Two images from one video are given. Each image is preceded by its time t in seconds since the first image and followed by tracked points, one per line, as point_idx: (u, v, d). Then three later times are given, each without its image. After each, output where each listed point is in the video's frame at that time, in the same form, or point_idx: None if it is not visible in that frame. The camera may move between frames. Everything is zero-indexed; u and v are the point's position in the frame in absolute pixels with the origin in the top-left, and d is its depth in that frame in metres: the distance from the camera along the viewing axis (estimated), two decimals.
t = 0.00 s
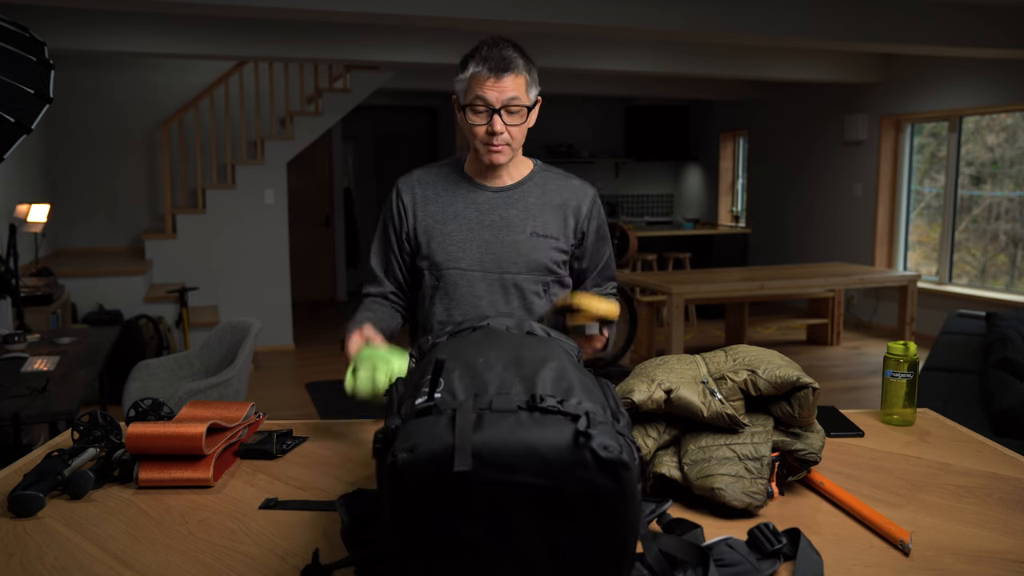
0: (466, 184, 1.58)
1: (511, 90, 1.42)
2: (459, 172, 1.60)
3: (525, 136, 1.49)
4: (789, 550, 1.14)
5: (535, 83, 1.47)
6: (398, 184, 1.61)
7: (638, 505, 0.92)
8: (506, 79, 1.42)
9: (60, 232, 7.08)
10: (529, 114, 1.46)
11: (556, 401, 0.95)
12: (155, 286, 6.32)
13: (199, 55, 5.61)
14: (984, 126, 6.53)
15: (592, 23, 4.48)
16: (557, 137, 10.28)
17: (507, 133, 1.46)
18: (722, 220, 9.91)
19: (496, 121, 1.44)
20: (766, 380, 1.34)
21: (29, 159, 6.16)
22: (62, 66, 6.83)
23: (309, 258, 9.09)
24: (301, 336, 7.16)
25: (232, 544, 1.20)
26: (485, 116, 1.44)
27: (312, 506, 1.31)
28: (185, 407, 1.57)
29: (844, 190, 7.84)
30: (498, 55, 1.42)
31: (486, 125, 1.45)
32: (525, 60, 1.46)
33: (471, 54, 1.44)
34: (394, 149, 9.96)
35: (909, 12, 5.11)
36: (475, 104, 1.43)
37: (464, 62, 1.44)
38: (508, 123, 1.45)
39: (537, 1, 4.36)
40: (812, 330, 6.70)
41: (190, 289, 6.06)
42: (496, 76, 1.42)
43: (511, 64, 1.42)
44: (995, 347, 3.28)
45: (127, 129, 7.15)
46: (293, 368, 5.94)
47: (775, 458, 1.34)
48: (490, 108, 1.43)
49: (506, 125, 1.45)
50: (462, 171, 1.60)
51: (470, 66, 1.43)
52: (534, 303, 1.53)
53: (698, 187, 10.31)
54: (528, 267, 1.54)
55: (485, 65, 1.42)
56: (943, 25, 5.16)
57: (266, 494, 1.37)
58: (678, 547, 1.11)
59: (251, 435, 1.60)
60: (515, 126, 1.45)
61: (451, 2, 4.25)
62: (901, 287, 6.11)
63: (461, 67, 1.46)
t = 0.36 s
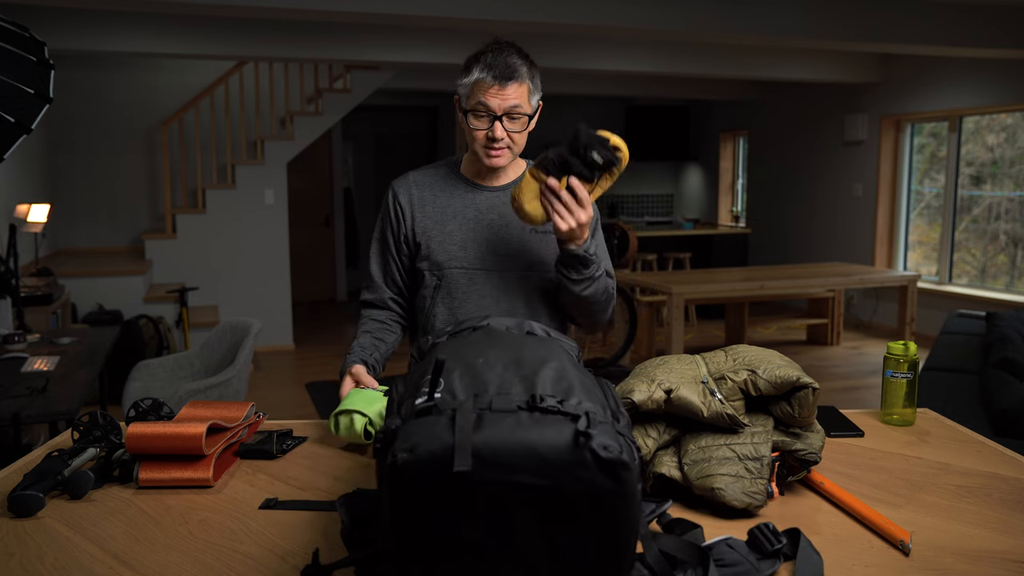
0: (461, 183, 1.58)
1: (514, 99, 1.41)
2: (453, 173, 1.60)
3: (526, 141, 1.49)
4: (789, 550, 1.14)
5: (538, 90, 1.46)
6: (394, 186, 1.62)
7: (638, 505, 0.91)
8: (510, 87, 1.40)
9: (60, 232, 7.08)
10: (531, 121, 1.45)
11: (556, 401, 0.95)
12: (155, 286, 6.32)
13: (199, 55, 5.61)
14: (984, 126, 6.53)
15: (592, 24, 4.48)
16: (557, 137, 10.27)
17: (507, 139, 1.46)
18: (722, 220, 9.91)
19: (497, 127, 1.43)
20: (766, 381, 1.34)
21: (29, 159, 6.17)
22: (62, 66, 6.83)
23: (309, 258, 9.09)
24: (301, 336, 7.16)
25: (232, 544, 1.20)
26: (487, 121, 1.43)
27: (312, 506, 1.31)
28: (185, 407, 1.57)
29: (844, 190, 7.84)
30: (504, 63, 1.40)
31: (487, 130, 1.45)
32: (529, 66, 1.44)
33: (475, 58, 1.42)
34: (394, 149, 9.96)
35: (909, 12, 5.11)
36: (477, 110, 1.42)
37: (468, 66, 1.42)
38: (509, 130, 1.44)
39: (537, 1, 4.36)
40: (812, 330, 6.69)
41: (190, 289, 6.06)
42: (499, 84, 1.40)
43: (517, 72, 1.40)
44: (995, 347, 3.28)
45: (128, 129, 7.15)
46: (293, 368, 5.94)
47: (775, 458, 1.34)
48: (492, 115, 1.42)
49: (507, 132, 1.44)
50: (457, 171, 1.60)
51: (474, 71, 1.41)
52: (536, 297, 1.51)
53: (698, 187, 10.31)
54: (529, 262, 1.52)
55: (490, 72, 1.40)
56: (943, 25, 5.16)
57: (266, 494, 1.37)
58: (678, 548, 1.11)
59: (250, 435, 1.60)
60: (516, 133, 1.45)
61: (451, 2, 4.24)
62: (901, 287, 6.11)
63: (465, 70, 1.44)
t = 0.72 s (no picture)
0: (459, 185, 1.58)
1: (500, 86, 1.41)
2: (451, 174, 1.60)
3: (517, 133, 1.49)
4: (789, 550, 1.14)
5: (526, 80, 1.46)
6: (394, 188, 1.63)
7: (638, 505, 0.91)
8: (495, 75, 1.41)
9: (60, 232, 7.08)
10: (520, 109, 1.45)
11: (556, 402, 0.95)
12: (155, 286, 6.32)
13: (199, 55, 5.61)
14: (984, 126, 6.53)
15: (592, 23, 4.48)
16: (558, 137, 10.28)
17: (497, 129, 1.45)
18: (722, 220, 9.91)
19: (486, 117, 1.43)
20: (766, 380, 1.34)
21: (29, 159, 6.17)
22: (62, 66, 6.83)
23: (309, 258, 9.09)
24: (301, 336, 7.16)
25: (232, 544, 1.20)
26: (476, 112, 1.43)
27: (312, 506, 1.31)
28: (185, 407, 1.57)
29: (843, 190, 7.84)
30: (488, 52, 1.42)
31: (477, 121, 1.45)
32: (515, 56, 1.45)
33: (461, 52, 1.44)
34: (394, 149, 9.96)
35: (909, 12, 5.11)
36: (465, 101, 1.43)
37: (454, 60, 1.44)
38: (498, 119, 1.44)
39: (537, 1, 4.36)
40: (812, 330, 6.69)
41: (190, 289, 6.06)
42: (484, 73, 1.41)
43: (501, 60, 1.41)
44: (995, 347, 3.28)
45: (127, 129, 7.14)
46: (293, 368, 5.94)
47: (775, 458, 1.34)
48: (480, 105, 1.42)
49: (496, 121, 1.44)
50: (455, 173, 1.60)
51: (459, 64, 1.43)
52: (535, 297, 1.50)
53: (698, 187, 10.31)
54: (527, 262, 1.51)
55: (474, 62, 1.41)
56: (943, 25, 5.16)
57: (266, 494, 1.37)
58: (679, 547, 1.11)
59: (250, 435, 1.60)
60: (505, 123, 1.45)
61: (451, 2, 4.24)
62: (901, 287, 6.11)
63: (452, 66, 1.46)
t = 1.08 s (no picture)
0: (461, 184, 1.57)
1: (495, 79, 1.42)
2: (454, 173, 1.60)
3: (515, 127, 1.48)
4: (789, 550, 1.14)
5: (521, 74, 1.46)
6: (398, 189, 1.63)
7: (638, 505, 0.92)
8: (489, 68, 1.41)
9: (60, 232, 7.08)
10: (517, 102, 1.44)
11: (556, 401, 0.95)
12: (155, 286, 6.32)
13: (200, 55, 5.61)
14: (984, 126, 6.53)
15: (592, 23, 4.48)
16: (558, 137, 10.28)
17: (495, 124, 1.45)
18: (722, 220, 9.91)
19: (483, 112, 1.43)
20: (766, 380, 1.34)
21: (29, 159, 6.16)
22: (62, 66, 6.83)
23: (309, 258, 9.10)
24: (301, 336, 7.16)
25: (232, 544, 1.20)
26: (472, 107, 1.43)
27: (312, 506, 1.31)
28: (185, 407, 1.57)
29: (843, 190, 7.84)
30: (480, 47, 1.43)
31: (474, 117, 1.45)
32: (509, 52, 1.45)
33: (455, 51, 1.44)
34: (394, 150, 9.96)
35: (909, 12, 5.11)
36: (462, 97, 1.43)
37: (448, 59, 1.45)
38: (495, 113, 1.43)
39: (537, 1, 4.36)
40: (812, 330, 6.69)
41: (190, 289, 6.06)
42: (477, 67, 1.41)
43: (493, 54, 1.42)
44: (995, 347, 3.28)
45: (128, 128, 7.14)
46: (293, 368, 5.94)
47: (775, 458, 1.34)
48: (475, 100, 1.42)
49: (494, 115, 1.44)
50: (458, 172, 1.60)
51: (453, 62, 1.44)
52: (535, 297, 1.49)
53: (698, 187, 10.31)
54: (526, 261, 1.50)
55: (467, 58, 1.42)
56: (943, 25, 5.16)
57: (266, 494, 1.37)
58: (679, 548, 1.10)
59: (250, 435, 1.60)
60: (502, 116, 1.44)
61: (451, 2, 4.24)
62: (901, 287, 6.11)
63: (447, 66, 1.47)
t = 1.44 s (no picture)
0: (465, 185, 1.57)
1: (490, 75, 1.42)
2: (458, 174, 1.59)
3: (513, 123, 1.48)
4: (789, 550, 1.14)
5: (518, 72, 1.47)
6: (400, 190, 1.62)
7: (638, 505, 0.92)
8: (483, 64, 1.42)
9: (60, 232, 7.08)
10: (512, 98, 1.45)
11: (555, 402, 0.95)
12: (155, 285, 6.32)
13: (199, 55, 5.61)
14: (984, 126, 6.53)
15: (592, 24, 4.48)
16: (559, 136, 10.28)
17: (492, 119, 1.45)
18: (722, 220, 9.91)
19: (478, 108, 1.43)
20: (766, 380, 1.34)
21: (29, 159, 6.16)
22: (62, 66, 6.83)
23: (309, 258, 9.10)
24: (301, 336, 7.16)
25: (232, 544, 1.20)
26: (468, 104, 1.44)
27: (312, 506, 1.31)
28: (185, 407, 1.57)
29: (843, 190, 7.84)
30: (475, 45, 1.44)
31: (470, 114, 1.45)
32: (505, 49, 1.46)
33: (451, 52, 1.46)
34: (394, 150, 9.96)
35: (909, 12, 5.11)
36: (458, 95, 1.44)
37: (444, 58, 1.46)
38: (491, 109, 1.44)
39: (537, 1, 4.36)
40: (812, 330, 6.69)
41: (190, 289, 6.06)
42: (472, 63, 1.42)
43: (488, 50, 1.43)
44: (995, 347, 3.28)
45: (128, 129, 7.14)
46: (293, 368, 5.94)
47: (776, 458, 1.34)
48: (471, 97, 1.43)
49: (489, 111, 1.44)
50: (462, 172, 1.60)
51: (449, 61, 1.45)
52: (540, 304, 1.53)
53: (698, 187, 10.31)
54: (532, 267, 1.53)
55: (461, 55, 1.44)
56: (942, 25, 5.16)
57: (266, 494, 1.36)
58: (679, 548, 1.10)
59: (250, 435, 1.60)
60: (499, 111, 1.44)
61: (451, 2, 4.24)
62: (901, 287, 6.11)
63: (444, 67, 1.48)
